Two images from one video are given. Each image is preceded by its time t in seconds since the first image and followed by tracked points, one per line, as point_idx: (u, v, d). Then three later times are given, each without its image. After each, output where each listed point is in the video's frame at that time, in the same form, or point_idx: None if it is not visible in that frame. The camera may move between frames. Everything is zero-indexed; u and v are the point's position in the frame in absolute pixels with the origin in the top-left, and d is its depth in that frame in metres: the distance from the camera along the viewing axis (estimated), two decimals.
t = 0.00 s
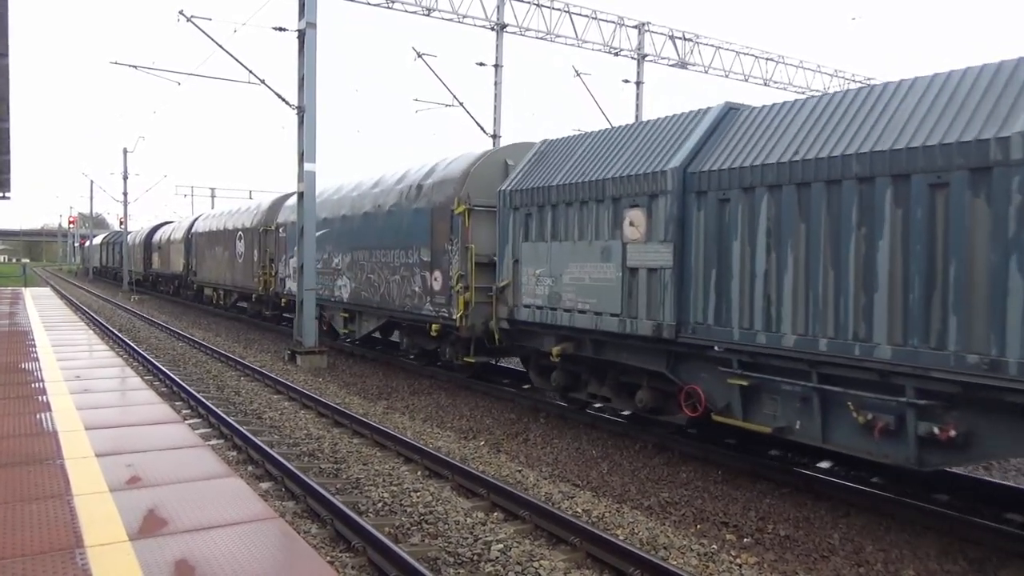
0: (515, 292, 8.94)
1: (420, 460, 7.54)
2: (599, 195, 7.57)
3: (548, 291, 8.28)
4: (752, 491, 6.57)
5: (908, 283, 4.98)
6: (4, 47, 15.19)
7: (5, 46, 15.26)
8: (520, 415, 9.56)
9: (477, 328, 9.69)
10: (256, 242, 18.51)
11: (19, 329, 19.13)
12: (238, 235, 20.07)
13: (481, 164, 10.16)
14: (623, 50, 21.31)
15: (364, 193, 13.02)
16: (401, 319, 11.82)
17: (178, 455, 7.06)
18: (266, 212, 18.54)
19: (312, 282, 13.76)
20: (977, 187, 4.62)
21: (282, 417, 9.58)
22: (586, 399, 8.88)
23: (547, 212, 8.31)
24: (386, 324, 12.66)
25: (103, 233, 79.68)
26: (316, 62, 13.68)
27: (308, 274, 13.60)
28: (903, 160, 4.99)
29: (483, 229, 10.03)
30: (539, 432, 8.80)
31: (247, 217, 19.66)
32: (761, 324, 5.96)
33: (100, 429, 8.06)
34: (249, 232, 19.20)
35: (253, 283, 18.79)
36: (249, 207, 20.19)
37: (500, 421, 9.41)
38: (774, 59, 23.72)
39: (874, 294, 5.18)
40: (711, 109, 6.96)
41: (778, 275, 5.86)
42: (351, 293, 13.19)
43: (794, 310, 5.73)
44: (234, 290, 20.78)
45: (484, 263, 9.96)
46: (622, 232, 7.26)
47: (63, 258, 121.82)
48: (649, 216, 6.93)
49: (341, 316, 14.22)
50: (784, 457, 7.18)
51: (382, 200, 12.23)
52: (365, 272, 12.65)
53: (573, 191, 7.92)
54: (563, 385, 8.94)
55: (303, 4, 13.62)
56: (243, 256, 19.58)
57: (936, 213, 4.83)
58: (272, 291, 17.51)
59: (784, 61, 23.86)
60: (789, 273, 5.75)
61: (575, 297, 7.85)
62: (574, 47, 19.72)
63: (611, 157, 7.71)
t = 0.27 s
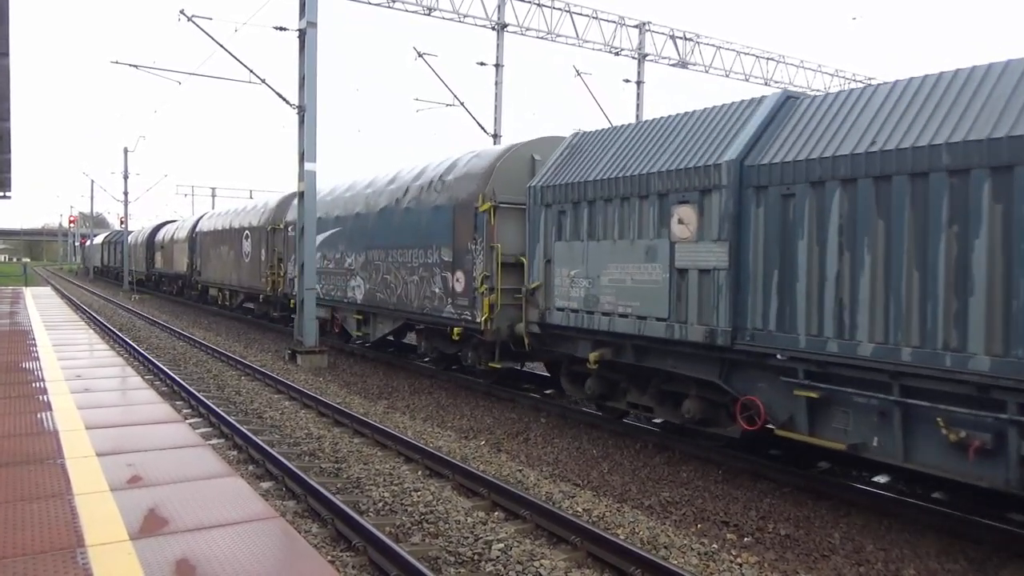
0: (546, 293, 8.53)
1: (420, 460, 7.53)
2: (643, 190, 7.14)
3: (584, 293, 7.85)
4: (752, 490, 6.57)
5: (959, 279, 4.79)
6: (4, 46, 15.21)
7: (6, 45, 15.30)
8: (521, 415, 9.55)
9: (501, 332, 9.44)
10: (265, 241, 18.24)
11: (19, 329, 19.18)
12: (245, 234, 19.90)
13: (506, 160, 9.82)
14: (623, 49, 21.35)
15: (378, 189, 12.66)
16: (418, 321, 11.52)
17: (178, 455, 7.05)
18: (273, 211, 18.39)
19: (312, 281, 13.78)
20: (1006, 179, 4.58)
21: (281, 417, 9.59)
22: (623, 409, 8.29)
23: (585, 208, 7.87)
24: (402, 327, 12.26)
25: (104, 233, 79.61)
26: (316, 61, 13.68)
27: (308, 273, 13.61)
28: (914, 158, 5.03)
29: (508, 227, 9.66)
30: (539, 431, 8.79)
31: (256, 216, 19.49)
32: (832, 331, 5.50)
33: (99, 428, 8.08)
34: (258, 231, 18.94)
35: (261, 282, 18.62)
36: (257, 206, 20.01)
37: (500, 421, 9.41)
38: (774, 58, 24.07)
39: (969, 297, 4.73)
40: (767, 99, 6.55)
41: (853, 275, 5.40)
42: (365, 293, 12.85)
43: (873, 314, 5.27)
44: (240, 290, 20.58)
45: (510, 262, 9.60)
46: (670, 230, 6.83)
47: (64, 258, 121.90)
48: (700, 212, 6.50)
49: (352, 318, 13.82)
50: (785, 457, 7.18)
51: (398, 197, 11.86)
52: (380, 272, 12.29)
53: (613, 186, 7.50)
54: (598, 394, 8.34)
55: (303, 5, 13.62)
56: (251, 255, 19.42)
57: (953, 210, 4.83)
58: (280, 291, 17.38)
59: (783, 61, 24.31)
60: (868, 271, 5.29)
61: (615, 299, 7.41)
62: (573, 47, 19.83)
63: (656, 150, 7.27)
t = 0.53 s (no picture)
0: (583, 296, 8.00)
1: (419, 459, 7.53)
2: (695, 184, 6.62)
3: (628, 296, 7.31)
4: (751, 490, 6.58)
5: (996, 276, 4.60)
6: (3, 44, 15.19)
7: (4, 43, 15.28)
8: (520, 414, 9.56)
9: (531, 336, 8.96)
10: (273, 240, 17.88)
11: (18, 327, 19.17)
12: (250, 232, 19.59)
13: (536, 154, 9.28)
14: (622, 49, 21.37)
15: (395, 185, 12.17)
16: (437, 323, 11.08)
17: (177, 454, 7.04)
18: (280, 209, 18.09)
19: (312, 280, 13.80)
20: None
21: (280, 416, 9.59)
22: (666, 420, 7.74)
23: (628, 204, 7.33)
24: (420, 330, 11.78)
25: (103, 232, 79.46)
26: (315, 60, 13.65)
27: (307, 272, 13.62)
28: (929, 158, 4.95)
29: (539, 224, 9.13)
30: (538, 430, 8.80)
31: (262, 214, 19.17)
32: (923, 339, 4.97)
33: (97, 427, 8.08)
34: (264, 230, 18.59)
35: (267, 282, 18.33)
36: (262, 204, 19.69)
37: (499, 420, 9.42)
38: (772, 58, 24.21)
39: None
40: (835, 86, 6.03)
41: (948, 276, 4.86)
42: (378, 293, 12.38)
43: (969, 319, 4.73)
44: (245, 288, 20.28)
45: (541, 263, 9.07)
46: (727, 228, 6.31)
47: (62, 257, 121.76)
48: (763, 209, 5.98)
49: (365, 320, 13.35)
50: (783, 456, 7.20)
51: (417, 194, 11.37)
52: (397, 272, 11.82)
53: (660, 181, 6.98)
54: (639, 404, 7.79)
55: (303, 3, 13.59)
56: (256, 254, 19.12)
57: (978, 207, 4.70)
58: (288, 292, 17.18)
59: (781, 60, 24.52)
60: (967, 271, 4.73)
61: (664, 303, 6.89)
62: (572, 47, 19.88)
63: (710, 140, 6.74)
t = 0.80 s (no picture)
0: (626, 299, 7.59)
1: (420, 458, 7.53)
2: (756, 179, 6.16)
3: (676, 298, 6.87)
4: (752, 489, 6.57)
5: None
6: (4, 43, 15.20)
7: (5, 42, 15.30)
8: (521, 413, 9.56)
9: (562, 340, 8.61)
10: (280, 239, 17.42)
11: (19, 326, 19.19)
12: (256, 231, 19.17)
13: (569, 147, 8.79)
14: (622, 48, 21.34)
15: (413, 181, 11.68)
16: (458, 325, 10.61)
17: (178, 453, 7.05)
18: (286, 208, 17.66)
19: (312, 280, 13.81)
20: None
21: (281, 415, 9.59)
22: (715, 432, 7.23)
23: (678, 201, 6.89)
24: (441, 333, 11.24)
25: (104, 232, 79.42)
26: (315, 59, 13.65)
27: (308, 272, 13.63)
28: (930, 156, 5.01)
29: (571, 222, 8.64)
30: (539, 430, 8.80)
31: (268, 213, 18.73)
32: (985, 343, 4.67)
33: (98, 426, 8.08)
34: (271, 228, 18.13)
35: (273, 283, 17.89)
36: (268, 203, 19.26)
37: (500, 419, 9.42)
38: (774, 57, 24.00)
39: None
40: (913, 73, 5.58)
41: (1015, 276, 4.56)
42: (396, 294, 11.88)
43: None
44: (250, 289, 19.82)
45: (573, 262, 8.60)
46: (793, 225, 5.88)
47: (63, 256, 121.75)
48: (837, 205, 5.53)
49: (382, 322, 12.77)
50: (784, 455, 7.20)
51: (438, 190, 10.88)
52: (417, 271, 11.30)
53: (716, 175, 6.52)
54: (686, 415, 7.27)
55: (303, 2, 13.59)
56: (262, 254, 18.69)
57: (1005, 202, 4.61)
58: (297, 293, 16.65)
59: (783, 58, 24.23)
60: None
61: (719, 306, 6.42)
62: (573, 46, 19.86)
63: (771, 133, 6.28)
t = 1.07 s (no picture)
0: (674, 303, 6.88)
1: (421, 457, 7.53)
2: (827, 171, 5.51)
3: (733, 302, 6.20)
4: (753, 488, 6.57)
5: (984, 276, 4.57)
6: (6, 42, 15.22)
7: (7, 41, 15.32)
8: (522, 413, 9.56)
9: (599, 346, 8.10)
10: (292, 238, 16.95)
11: (21, 325, 19.21)
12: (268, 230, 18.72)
13: (605, 140, 8.31)
14: (624, 47, 21.32)
15: (435, 178, 11.17)
16: (482, 329, 10.11)
17: (179, 452, 7.06)
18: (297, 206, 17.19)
19: (313, 279, 13.83)
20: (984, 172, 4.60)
21: (283, 414, 9.60)
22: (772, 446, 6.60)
23: (736, 196, 6.24)
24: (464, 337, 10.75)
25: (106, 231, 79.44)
26: (317, 58, 13.66)
27: (309, 271, 13.65)
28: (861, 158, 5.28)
29: (608, 220, 8.24)
30: (540, 429, 8.80)
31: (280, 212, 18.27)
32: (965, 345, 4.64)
33: (100, 424, 8.09)
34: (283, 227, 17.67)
35: (284, 283, 17.43)
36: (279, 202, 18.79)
37: (501, 418, 9.42)
38: (777, 56, 23.95)
39: None
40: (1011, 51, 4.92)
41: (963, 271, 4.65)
42: (415, 295, 11.40)
43: None
44: (260, 289, 19.37)
45: (611, 263, 8.22)
46: (872, 222, 5.21)
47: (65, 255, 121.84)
48: (926, 199, 4.88)
49: (400, 325, 12.30)
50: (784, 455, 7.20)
51: (463, 187, 10.40)
52: (439, 272, 10.81)
53: (780, 166, 5.87)
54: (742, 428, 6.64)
55: (304, 2, 13.59)
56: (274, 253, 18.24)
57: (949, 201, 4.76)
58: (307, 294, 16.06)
59: (785, 58, 24.26)
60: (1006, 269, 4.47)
61: (783, 312, 5.78)
62: (575, 45, 19.85)
63: (845, 119, 5.62)
